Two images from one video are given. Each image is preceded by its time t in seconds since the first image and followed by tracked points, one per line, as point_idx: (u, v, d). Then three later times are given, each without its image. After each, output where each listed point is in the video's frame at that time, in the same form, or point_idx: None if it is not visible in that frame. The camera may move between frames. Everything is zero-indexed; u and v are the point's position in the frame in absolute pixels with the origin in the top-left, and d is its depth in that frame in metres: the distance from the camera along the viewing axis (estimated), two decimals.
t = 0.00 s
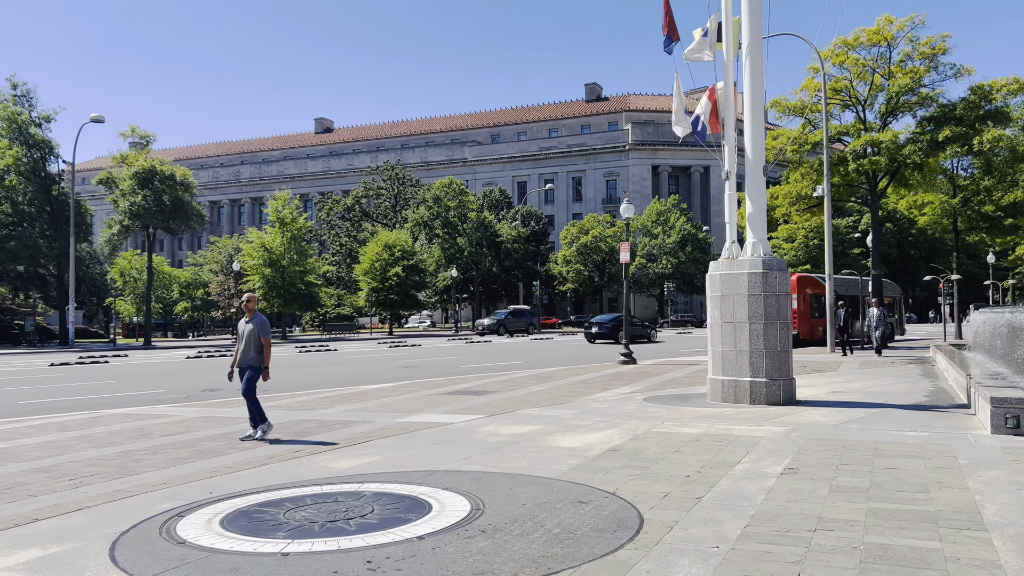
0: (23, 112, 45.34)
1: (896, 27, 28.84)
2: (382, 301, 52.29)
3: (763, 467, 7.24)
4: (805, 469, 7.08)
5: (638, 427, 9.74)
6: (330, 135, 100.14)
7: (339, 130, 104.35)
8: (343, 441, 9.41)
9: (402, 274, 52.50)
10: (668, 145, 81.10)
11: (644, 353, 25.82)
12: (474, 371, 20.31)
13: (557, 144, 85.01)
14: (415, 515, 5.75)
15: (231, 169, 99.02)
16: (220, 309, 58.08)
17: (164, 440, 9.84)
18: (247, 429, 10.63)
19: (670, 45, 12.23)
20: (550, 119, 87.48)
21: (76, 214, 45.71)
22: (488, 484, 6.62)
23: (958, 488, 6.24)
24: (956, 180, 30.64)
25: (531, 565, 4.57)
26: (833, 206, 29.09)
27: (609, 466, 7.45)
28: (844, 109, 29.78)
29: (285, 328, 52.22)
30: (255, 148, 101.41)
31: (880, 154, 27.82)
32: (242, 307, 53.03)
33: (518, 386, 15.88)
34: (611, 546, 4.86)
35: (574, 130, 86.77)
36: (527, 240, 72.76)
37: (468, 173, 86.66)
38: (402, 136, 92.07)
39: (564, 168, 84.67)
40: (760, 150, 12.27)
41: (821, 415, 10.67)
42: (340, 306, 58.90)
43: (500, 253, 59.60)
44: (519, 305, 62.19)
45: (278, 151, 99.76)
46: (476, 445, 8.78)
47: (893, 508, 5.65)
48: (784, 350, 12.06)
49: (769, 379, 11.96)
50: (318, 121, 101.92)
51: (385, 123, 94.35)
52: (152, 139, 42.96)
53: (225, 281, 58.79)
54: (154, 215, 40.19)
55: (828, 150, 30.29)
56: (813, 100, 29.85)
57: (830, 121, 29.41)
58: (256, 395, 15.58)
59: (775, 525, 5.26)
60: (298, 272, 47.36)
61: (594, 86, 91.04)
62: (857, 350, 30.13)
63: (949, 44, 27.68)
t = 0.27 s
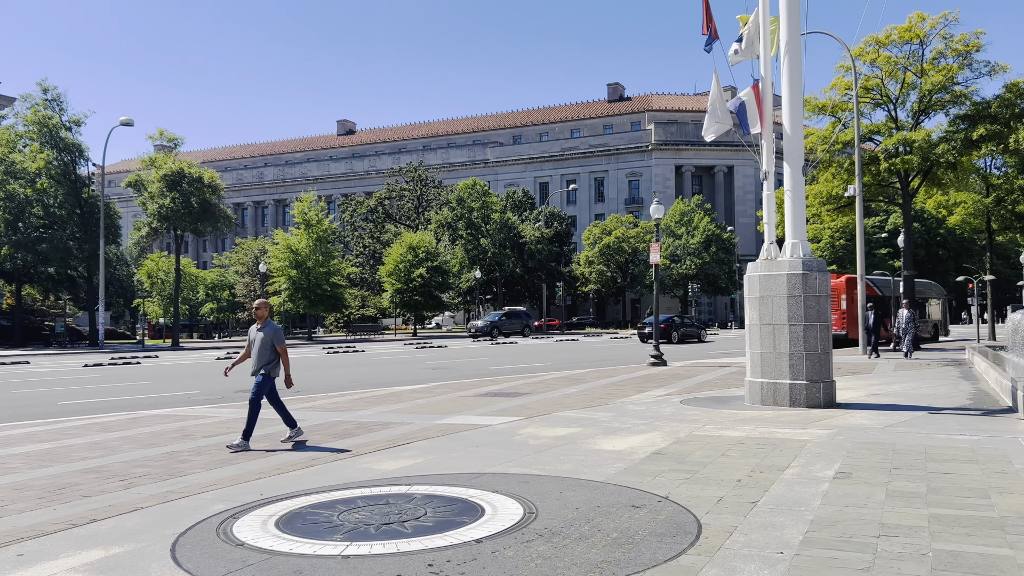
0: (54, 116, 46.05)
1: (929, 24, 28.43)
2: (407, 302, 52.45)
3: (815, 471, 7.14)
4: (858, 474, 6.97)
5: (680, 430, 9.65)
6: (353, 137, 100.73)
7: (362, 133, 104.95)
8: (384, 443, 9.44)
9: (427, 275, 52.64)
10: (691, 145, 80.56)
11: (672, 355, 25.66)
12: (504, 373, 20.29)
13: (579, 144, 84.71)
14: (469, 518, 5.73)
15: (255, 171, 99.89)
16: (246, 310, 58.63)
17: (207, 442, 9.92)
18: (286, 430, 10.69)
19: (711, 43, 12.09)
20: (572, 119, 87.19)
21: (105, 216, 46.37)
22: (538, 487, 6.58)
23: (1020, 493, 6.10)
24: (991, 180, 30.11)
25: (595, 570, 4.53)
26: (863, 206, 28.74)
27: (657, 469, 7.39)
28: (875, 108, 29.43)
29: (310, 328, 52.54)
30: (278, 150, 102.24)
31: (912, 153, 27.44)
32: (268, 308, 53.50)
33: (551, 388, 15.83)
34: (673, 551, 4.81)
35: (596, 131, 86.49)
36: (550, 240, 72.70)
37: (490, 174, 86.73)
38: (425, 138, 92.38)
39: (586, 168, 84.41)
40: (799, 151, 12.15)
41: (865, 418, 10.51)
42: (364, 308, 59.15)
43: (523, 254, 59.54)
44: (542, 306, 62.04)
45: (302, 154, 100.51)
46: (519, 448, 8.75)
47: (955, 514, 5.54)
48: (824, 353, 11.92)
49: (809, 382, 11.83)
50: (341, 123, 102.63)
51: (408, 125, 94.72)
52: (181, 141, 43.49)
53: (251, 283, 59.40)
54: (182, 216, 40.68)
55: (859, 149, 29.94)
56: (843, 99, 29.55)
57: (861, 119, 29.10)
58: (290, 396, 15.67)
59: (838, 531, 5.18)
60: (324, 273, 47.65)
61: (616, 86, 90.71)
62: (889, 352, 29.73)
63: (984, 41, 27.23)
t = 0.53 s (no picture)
0: (92, 119, 46.82)
1: (970, 18, 27.86)
2: (437, 302, 52.70)
3: (876, 470, 7.00)
4: (922, 473, 6.82)
5: (730, 429, 9.53)
6: (381, 139, 101.33)
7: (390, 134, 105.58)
8: (432, 440, 9.43)
9: (457, 275, 52.81)
10: (721, 144, 79.79)
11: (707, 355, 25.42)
12: (540, 372, 20.24)
13: (607, 144, 84.28)
14: (531, 514, 5.69)
15: (285, 173, 100.92)
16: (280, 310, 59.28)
17: (256, 439, 9.99)
18: (333, 427, 10.75)
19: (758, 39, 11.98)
20: (601, 119, 86.70)
21: (142, 218, 47.12)
22: (596, 485, 6.53)
23: None
24: None
25: (667, 566, 4.48)
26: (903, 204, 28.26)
27: (714, 467, 7.29)
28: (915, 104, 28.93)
29: (342, 328, 52.93)
30: (308, 152, 103.18)
31: (954, 150, 26.89)
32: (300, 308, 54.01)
33: (591, 387, 15.76)
34: (746, 549, 4.73)
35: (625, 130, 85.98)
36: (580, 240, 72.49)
37: (518, 174, 86.72)
38: (453, 139, 92.63)
39: (615, 168, 83.98)
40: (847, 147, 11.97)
41: (918, 417, 10.30)
42: (394, 308, 59.45)
43: (553, 255, 59.37)
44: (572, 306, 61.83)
45: (331, 155, 101.35)
46: (569, 446, 8.70)
47: None
48: (874, 351, 11.71)
49: (858, 381, 11.62)
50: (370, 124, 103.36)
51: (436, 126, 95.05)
52: (216, 143, 44.09)
53: (284, 283, 60.09)
54: (218, 218, 41.25)
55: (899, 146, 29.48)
56: (882, 96, 29.12)
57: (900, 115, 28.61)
58: (331, 394, 15.77)
59: (912, 530, 5.07)
60: (355, 274, 47.97)
61: (645, 85, 90.15)
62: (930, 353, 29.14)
63: None
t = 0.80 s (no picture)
0: (134, 123, 47.85)
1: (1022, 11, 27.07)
2: (473, 302, 53.01)
3: (950, 476, 6.80)
4: (999, 479, 6.61)
5: (789, 432, 9.36)
6: (415, 141, 101.91)
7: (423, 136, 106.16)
8: (487, 441, 9.40)
9: (493, 275, 52.92)
10: (757, 143, 78.75)
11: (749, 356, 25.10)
12: (583, 373, 20.14)
13: (641, 143, 83.67)
14: (602, 518, 5.63)
15: (320, 175, 102.08)
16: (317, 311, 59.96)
17: (311, 439, 10.05)
18: (385, 427, 10.78)
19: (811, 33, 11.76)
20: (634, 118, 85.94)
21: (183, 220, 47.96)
22: (663, 489, 6.44)
23: None
24: None
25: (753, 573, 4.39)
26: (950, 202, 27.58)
27: (780, 472, 7.15)
28: (963, 100, 28.20)
29: (378, 329, 53.34)
30: (342, 155, 104.17)
31: (1004, 146, 26.16)
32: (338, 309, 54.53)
33: (636, 388, 15.64)
34: (831, 556, 4.62)
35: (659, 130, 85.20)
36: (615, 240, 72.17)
37: (552, 174, 86.59)
38: (486, 140, 92.79)
39: (648, 167, 83.35)
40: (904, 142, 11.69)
41: (983, 420, 10.02)
42: (429, 309, 59.70)
43: (588, 255, 59.04)
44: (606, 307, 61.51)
45: (365, 157, 102.23)
46: (627, 448, 8.61)
47: None
48: (932, 352, 11.43)
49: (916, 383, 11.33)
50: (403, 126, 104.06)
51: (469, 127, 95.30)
52: (255, 146, 44.70)
53: (322, 284, 60.80)
54: (257, 220, 41.88)
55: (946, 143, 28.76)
56: (928, 91, 28.43)
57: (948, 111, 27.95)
58: (376, 394, 15.87)
59: (1001, 538, 4.90)
60: (392, 274, 48.28)
61: (679, 84, 89.32)
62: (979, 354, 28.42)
63: None
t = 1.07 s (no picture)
0: (179, 126, 48.98)
1: None
2: (511, 302, 53.13)
3: None
4: None
5: (851, 433, 9.18)
6: (451, 142, 102.38)
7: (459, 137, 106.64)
8: (543, 440, 9.39)
9: (530, 275, 52.92)
10: (797, 140, 77.50)
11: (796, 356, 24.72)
12: (628, 373, 20.03)
13: (679, 142, 82.89)
14: (674, 518, 5.58)
15: (357, 176, 103.15)
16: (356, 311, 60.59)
17: (367, 437, 10.13)
18: (440, 426, 10.83)
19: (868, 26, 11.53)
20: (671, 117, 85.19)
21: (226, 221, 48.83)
22: (731, 489, 6.37)
23: None
24: None
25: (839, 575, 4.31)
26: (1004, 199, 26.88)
27: (848, 472, 7.02)
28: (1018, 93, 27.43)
29: (417, 329, 53.71)
30: (379, 156, 105.08)
31: None
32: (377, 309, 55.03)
33: (685, 388, 15.53)
34: (918, 559, 4.51)
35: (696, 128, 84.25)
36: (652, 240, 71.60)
37: (588, 173, 86.28)
38: (522, 140, 92.77)
39: (686, 166, 82.56)
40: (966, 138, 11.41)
41: None
42: (466, 308, 59.93)
43: (626, 255, 58.62)
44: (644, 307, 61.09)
45: (402, 159, 102.99)
46: (687, 448, 8.53)
47: None
48: (996, 352, 11.12)
49: (979, 383, 11.02)
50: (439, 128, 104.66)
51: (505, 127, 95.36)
52: (297, 148, 45.30)
53: (361, 285, 61.41)
54: (299, 221, 42.49)
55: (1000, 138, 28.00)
56: (981, 86, 27.72)
57: (1000, 106, 27.27)
58: (424, 393, 15.99)
59: None
60: (430, 274, 48.56)
61: (717, 81, 88.32)
62: None
63: None
